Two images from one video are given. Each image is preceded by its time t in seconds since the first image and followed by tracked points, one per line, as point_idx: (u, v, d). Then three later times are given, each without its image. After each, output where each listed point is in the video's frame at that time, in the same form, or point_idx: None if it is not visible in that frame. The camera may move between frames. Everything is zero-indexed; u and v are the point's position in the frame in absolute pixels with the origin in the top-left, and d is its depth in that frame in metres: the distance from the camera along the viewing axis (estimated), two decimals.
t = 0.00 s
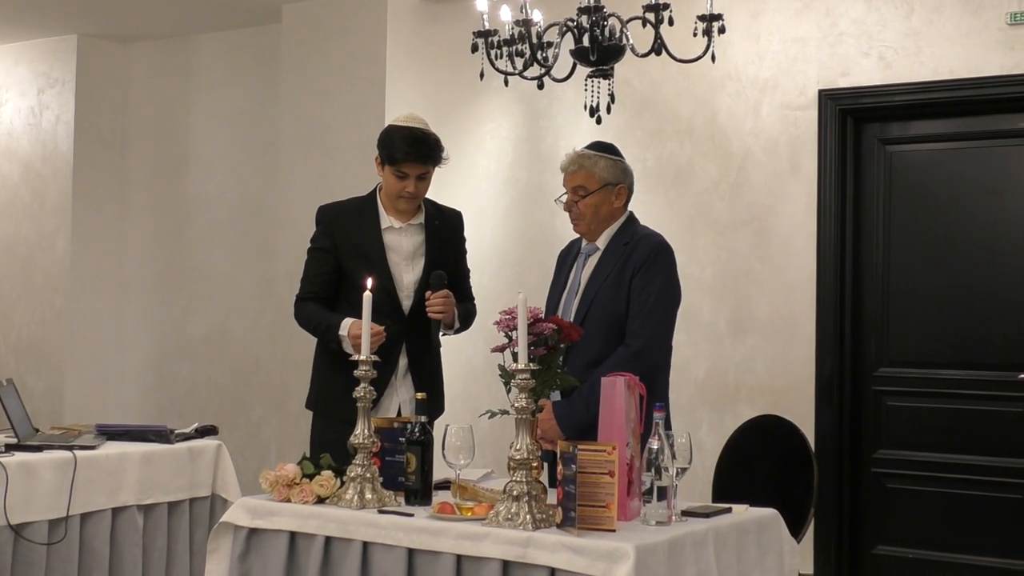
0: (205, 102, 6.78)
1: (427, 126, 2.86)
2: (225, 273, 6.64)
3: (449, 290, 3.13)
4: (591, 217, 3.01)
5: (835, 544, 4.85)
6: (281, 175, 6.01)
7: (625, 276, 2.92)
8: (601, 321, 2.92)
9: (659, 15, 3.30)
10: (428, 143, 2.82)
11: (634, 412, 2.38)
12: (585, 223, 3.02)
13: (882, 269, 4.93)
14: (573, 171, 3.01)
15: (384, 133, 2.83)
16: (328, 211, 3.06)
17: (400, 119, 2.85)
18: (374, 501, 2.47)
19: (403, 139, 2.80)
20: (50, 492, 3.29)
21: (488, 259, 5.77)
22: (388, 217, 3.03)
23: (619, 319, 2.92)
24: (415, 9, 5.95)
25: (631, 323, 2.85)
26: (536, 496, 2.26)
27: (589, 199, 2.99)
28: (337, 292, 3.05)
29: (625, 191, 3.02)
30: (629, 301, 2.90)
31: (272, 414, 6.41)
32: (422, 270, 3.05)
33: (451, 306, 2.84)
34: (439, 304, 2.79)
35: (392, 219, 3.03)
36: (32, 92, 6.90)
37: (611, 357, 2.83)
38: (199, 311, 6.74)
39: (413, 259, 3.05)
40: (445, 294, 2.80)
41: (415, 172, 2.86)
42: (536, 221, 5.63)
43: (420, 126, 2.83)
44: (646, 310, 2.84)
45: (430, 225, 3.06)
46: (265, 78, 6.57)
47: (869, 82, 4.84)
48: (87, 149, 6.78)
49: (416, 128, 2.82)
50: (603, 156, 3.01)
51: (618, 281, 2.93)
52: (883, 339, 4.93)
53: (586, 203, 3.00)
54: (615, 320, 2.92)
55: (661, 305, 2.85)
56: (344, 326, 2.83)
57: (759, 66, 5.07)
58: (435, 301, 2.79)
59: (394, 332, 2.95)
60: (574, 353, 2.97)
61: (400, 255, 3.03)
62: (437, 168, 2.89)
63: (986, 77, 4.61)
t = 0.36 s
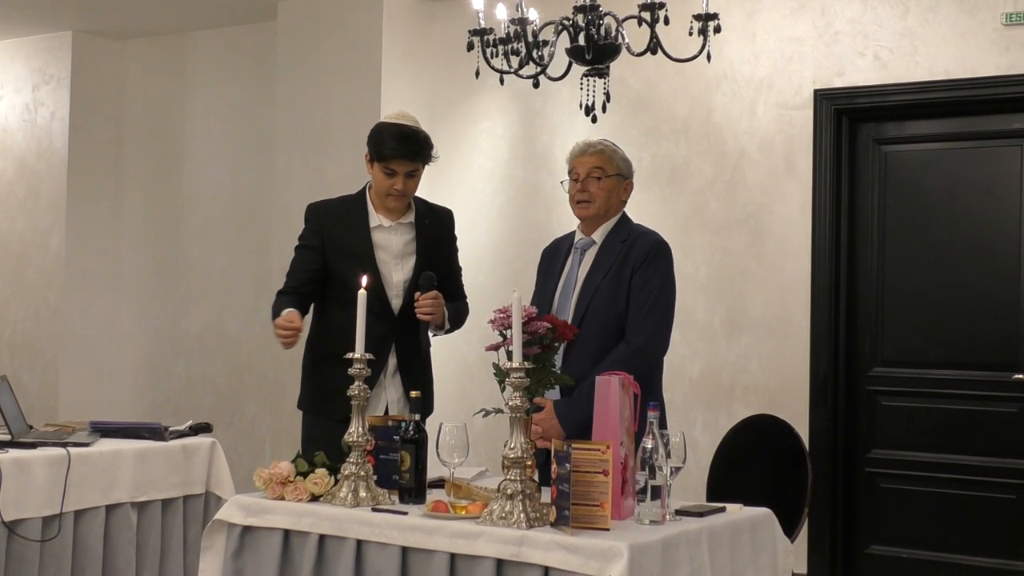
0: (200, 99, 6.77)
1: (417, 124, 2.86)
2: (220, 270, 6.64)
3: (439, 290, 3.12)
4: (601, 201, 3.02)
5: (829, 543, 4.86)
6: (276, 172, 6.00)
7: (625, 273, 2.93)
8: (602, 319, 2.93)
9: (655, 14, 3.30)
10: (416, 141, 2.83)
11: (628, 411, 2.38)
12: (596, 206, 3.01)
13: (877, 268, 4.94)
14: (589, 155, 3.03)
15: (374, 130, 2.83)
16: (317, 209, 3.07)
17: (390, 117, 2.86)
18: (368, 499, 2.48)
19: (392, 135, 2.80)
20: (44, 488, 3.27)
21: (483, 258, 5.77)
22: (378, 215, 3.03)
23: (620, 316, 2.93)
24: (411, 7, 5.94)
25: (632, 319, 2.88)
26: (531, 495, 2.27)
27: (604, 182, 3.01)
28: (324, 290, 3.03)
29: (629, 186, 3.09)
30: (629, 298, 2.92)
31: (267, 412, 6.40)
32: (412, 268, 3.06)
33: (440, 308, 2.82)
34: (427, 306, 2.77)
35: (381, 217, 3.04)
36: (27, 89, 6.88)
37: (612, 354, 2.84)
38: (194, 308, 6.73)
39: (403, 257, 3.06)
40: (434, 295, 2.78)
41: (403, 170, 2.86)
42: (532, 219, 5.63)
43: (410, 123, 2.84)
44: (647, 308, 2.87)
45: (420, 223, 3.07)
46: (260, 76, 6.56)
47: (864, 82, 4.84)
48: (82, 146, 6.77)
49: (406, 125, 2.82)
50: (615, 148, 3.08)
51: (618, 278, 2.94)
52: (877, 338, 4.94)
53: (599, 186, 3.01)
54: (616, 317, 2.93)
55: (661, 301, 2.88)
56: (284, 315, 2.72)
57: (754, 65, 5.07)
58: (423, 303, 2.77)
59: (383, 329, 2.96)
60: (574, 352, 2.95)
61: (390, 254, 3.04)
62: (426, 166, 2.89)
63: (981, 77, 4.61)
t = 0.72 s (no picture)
0: (192, 99, 6.76)
1: (400, 127, 2.82)
2: (212, 271, 6.62)
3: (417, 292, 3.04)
4: (597, 201, 3.03)
5: (821, 543, 4.87)
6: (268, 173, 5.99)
7: (626, 273, 2.94)
8: (604, 318, 2.93)
9: (647, 16, 3.30)
10: (401, 143, 2.79)
11: (620, 411, 2.39)
12: (592, 205, 3.02)
13: (869, 268, 4.95)
14: (584, 156, 3.06)
15: (356, 129, 2.77)
16: (282, 209, 2.88)
17: (372, 117, 2.81)
18: (360, 500, 2.48)
19: (377, 135, 2.75)
20: (36, 489, 3.24)
21: (476, 258, 5.76)
22: (349, 217, 2.92)
23: (621, 314, 2.93)
24: (403, 8, 5.94)
25: (635, 318, 2.88)
26: (523, 496, 2.26)
27: (599, 183, 3.03)
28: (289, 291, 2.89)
29: (619, 191, 3.12)
30: (631, 297, 2.93)
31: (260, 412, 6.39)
32: (386, 273, 2.97)
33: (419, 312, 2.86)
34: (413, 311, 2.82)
35: (352, 219, 2.92)
36: (19, 89, 6.87)
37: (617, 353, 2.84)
38: (187, 309, 6.71)
39: (375, 262, 2.97)
40: (419, 302, 2.83)
41: (385, 173, 2.80)
42: (525, 220, 5.63)
43: (393, 125, 2.80)
44: (649, 308, 2.88)
45: (392, 225, 2.99)
46: (253, 76, 6.56)
47: (856, 83, 4.85)
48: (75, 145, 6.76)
49: (389, 126, 2.78)
50: (606, 153, 3.12)
51: (618, 278, 2.94)
52: (869, 339, 4.95)
53: (595, 186, 3.03)
54: (618, 316, 2.93)
55: (662, 299, 2.90)
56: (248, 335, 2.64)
57: (747, 66, 5.08)
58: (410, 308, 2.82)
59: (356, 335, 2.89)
60: (577, 352, 2.96)
61: (364, 260, 2.95)
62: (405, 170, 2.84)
63: (972, 78, 4.63)
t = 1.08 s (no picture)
0: (189, 98, 6.75)
1: (387, 123, 2.76)
2: (210, 269, 6.62)
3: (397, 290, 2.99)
4: (600, 198, 3.04)
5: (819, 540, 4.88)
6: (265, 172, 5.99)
7: (627, 272, 2.94)
8: (604, 317, 2.93)
9: (644, 13, 3.30)
10: (387, 141, 2.73)
11: (618, 409, 2.39)
12: (593, 202, 3.04)
13: (866, 266, 4.96)
14: (587, 154, 3.07)
15: (344, 126, 2.72)
16: (261, 204, 2.85)
17: (360, 112, 2.74)
18: (359, 498, 2.48)
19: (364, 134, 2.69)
20: (34, 489, 3.24)
21: (474, 257, 5.76)
22: (332, 211, 2.88)
23: (621, 313, 2.93)
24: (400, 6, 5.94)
25: (636, 317, 2.88)
26: (521, 494, 2.26)
27: (603, 180, 3.05)
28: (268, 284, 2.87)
29: (622, 188, 3.13)
30: (632, 296, 2.93)
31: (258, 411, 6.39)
32: (367, 270, 2.93)
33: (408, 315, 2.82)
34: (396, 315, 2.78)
35: (335, 213, 2.89)
36: (15, 88, 6.86)
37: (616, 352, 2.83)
38: (185, 308, 6.71)
39: (356, 258, 2.92)
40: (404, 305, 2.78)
41: (372, 172, 2.75)
42: (522, 218, 5.63)
43: (381, 122, 2.74)
44: (649, 306, 2.88)
45: (375, 221, 2.94)
46: (250, 75, 6.55)
47: (853, 80, 4.85)
48: (72, 145, 6.76)
49: (377, 124, 2.72)
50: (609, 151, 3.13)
51: (619, 277, 2.94)
52: (867, 336, 4.95)
53: (599, 183, 3.04)
54: (618, 315, 2.93)
55: (664, 300, 2.89)
56: (256, 342, 2.65)
57: (743, 64, 5.08)
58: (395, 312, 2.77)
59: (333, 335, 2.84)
60: (576, 350, 2.97)
61: (345, 256, 2.90)
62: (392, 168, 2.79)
63: (968, 75, 4.63)
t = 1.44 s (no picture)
0: (188, 99, 6.75)
1: (384, 124, 2.74)
2: (208, 271, 6.62)
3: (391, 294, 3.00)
4: (596, 201, 3.03)
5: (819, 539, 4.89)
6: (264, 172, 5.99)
7: (624, 271, 2.93)
8: (601, 315, 2.93)
9: (641, 12, 3.30)
10: (384, 143, 2.71)
11: (617, 408, 2.39)
12: (589, 207, 3.03)
13: (865, 264, 4.96)
14: (581, 156, 3.05)
15: (339, 129, 2.71)
16: (258, 204, 2.87)
17: (355, 114, 2.72)
18: (359, 499, 2.48)
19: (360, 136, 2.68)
20: (35, 491, 3.24)
21: (473, 257, 5.76)
22: (331, 212, 2.89)
23: (618, 312, 2.93)
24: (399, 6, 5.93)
25: (633, 315, 2.88)
26: (521, 493, 2.27)
27: (597, 182, 3.03)
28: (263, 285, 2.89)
29: (621, 186, 3.11)
30: (629, 295, 2.92)
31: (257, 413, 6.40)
32: (362, 271, 2.93)
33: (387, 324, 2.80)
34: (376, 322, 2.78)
35: (334, 214, 2.89)
36: (14, 90, 6.85)
37: (612, 350, 2.83)
38: (184, 309, 6.71)
39: (352, 259, 2.93)
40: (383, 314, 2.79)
41: (368, 174, 2.74)
42: (521, 218, 5.63)
43: (377, 125, 2.71)
44: (646, 303, 2.88)
45: (372, 222, 2.94)
46: (248, 76, 6.55)
47: (852, 78, 4.85)
48: (70, 146, 6.75)
49: (373, 127, 2.70)
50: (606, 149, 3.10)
51: (616, 276, 2.94)
52: (866, 334, 4.96)
53: (593, 186, 3.03)
54: (614, 313, 2.93)
55: (661, 299, 2.89)
56: (298, 331, 2.69)
57: (742, 63, 5.08)
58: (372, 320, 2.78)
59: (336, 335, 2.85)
60: (572, 348, 2.96)
61: (341, 256, 2.90)
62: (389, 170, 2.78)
63: (966, 73, 4.63)
